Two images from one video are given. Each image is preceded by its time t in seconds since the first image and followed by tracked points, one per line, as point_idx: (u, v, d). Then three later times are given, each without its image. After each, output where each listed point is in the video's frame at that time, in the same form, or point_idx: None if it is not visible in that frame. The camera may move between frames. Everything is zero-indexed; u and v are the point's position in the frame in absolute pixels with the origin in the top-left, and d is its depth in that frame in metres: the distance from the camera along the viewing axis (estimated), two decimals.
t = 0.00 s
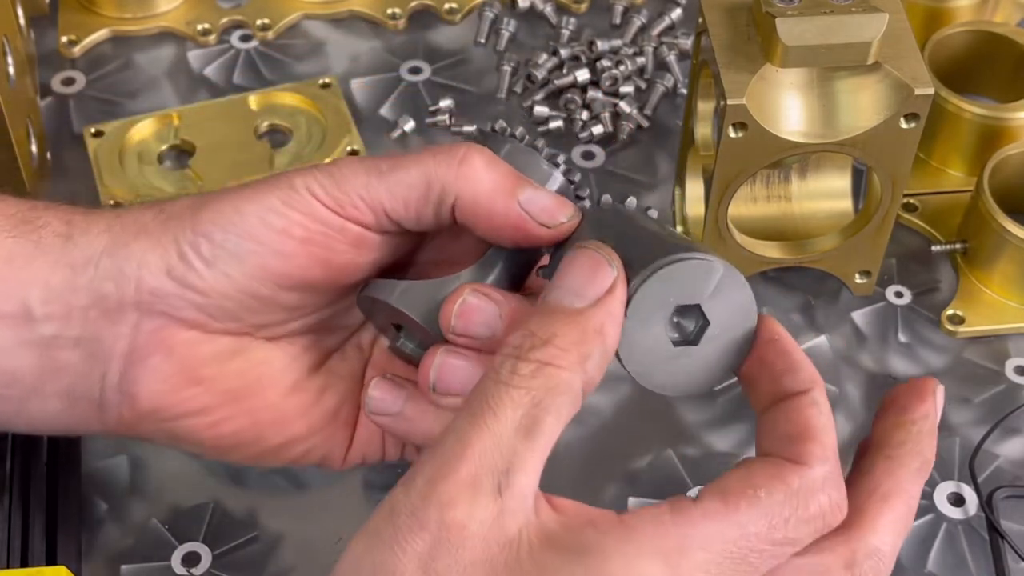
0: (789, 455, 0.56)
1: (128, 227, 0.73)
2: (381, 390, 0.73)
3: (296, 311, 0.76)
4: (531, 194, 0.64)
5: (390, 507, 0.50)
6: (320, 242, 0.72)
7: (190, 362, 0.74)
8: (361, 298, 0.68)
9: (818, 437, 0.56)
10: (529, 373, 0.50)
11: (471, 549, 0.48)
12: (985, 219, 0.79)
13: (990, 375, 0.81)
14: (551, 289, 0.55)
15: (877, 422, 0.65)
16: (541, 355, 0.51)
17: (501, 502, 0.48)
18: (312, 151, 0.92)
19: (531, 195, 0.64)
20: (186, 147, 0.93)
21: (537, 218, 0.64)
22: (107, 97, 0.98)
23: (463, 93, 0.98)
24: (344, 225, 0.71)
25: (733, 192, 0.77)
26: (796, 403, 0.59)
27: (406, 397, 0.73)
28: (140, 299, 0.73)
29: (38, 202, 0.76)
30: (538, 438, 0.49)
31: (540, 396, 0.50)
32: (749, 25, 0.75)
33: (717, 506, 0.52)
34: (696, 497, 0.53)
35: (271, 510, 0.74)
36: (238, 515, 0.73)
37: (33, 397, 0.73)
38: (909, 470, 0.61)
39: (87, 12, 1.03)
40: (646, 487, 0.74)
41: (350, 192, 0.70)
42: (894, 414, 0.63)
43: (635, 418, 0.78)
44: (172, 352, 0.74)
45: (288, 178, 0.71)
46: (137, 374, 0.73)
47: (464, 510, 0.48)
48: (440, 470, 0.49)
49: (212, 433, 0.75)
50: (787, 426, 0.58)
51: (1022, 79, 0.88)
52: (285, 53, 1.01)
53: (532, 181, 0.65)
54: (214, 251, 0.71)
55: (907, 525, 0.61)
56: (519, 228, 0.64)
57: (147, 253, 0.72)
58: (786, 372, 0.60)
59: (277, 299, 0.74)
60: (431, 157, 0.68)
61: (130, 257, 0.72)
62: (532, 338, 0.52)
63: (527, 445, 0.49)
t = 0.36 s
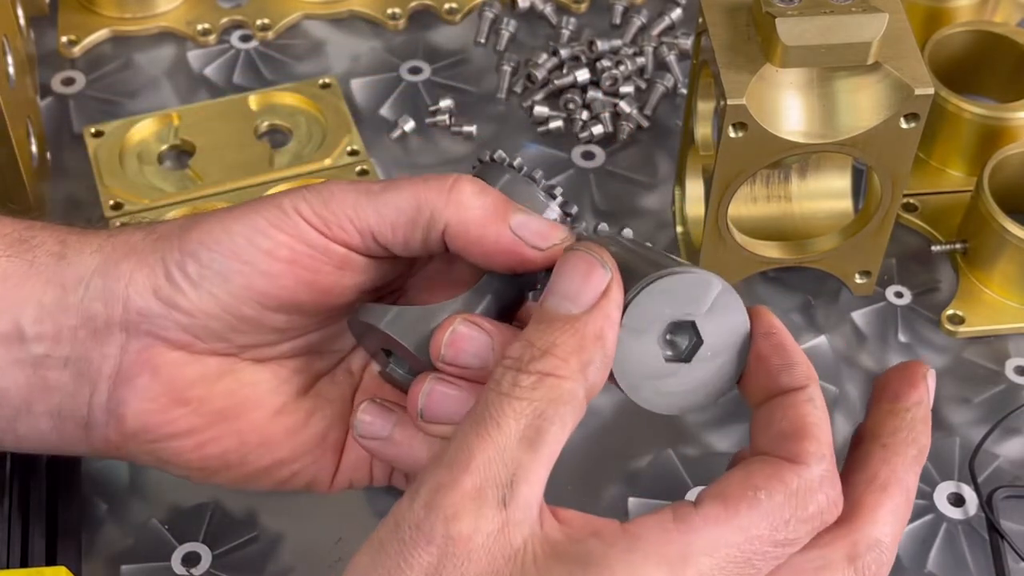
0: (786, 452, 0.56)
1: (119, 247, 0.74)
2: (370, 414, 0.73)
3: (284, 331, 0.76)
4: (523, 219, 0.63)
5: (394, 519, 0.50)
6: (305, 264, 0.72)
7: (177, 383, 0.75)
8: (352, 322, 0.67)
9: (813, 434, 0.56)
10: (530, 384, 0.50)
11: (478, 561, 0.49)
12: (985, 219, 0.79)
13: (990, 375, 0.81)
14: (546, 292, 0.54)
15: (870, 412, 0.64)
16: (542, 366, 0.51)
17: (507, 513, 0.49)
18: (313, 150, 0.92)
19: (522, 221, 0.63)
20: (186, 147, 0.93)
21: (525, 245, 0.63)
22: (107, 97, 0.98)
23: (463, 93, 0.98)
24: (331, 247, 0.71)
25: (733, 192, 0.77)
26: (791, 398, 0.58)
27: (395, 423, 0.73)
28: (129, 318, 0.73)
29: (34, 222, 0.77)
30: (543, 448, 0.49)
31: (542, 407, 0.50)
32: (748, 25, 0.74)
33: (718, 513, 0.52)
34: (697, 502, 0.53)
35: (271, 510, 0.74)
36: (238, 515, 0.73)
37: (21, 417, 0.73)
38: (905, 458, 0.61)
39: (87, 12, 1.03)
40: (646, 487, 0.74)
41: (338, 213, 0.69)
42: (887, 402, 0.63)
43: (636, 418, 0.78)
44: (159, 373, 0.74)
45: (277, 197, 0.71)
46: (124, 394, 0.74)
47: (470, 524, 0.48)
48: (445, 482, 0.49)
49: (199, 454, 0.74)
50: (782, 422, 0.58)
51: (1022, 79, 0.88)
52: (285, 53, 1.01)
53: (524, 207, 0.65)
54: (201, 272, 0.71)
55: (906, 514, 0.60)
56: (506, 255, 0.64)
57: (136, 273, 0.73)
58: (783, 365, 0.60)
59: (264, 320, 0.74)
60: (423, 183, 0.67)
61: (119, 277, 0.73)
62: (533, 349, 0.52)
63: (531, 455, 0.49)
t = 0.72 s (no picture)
0: (777, 469, 0.57)
1: (105, 216, 0.74)
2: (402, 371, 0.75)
3: (267, 294, 0.76)
4: (490, 179, 0.61)
5: (393, 522, 0.50)
6: (280, 230, 0.71)
7: (174, 351, 0.76)
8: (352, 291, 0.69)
9: (805, 452, 0.57)
10: (533, 393, 0.50)
11: (476, 567, 0.49)
12: (985, 219, 0.79)
13: (990, 375, 0.81)
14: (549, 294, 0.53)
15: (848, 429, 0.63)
16: (546, 372, 0.50)
17: (506, 522, 0.49)
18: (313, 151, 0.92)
19: (492, 180, 0.61)
20: (186, 147, 0.93)
21: (496, 204, 0.62)
22: (107, 97, 0.98)
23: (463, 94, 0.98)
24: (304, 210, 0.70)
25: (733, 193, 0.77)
26: (785, 418, 0.59)
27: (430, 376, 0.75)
28: (118, 289, 0.74)
29: (25, 191, 0.77)
30: (544, 457, 0.49)
31: (544, 415, 0.50)
32: (749, 25, 0.75)
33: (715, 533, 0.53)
34: (693, 520, 0.54)
35: (271, 510, 0.74)
36: (238, 515, 0.73)
37: (28, 387, 0.75)
38: (890, 477, 0.60)
39: (87, 12, 1.03)
40: (646, 487, 0.74)
41: (305, 177, 0.68)
42: (869, 420, 0.62)
43: (636, 418, 0.78)
44: (154, 342, 0.75)
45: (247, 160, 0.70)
46: (123, 364, 0.75)
47: (469, 530, 0.49)
48: (445, 487, 0.49)
49: (203, 416, 0.77)
50: (774, 441, 0.58)
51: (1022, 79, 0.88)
52: (285, 53, 1.01)
53: (498, 163, 0.62)
54: (182, 244, 0.72)
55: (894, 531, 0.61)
56: (477, 215, 0.63)
57: (120, 244, 0.73)
58: (773, 385, 0.60)
59: (255, 285, 0.75)
60: (386, 141, 0.65)
61: (105, 248, 0.73)
62: (536, 355, 0.51)
63: (532, 463, 0.49)
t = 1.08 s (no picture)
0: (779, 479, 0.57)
1: (108, 219, 0.73)
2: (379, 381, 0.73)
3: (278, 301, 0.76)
4: (516, 183, 0.61)
5: (408, 529, 0.51)
6: (298, 242, 0.71)
7: (176, 355, 0.76)
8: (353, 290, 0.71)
9: (806, 462, 0.57)
10: (545, 405, 0.50)
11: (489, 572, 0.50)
12: (985, 219, 0.79)
13: (990, 375, 0.81)
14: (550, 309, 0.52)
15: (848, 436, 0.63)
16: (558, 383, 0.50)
17: (519, 528, 0.49)
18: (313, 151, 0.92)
19: (518, 187, 0.61)
20: (186, 147, 0.93)
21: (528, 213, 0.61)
22: (107, 97, 0.98)
23: (463, 94, 0.98)
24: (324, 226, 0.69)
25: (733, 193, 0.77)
26: (785, 429, 0.59)
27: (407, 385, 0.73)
28: (124, 295, 0.74)
29: (18, 189, 0.76)
30: (557, 466, 0.50)
31: (557, 426, 0.50)
32: (749, 25, 0.74)
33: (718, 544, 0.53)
34: (698, 529, 0.54)
35: (271, 509, 0.74)
36: (239, 515, 0.73)
37: (23, 385, 0.75)
38: (889, 484, 0.60)
39: (87, 12, 1.03)
40: (646, 488, 0.74)
41: (327, 194, 0.67)
42: (866, 429, 0.62)
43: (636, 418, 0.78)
44: (158, 346, 0.75)
45: (264, 176, 0.69)
46: (125, 367, 0.75)
47: (482, 537, 0.49)
48: (460, 496, 0.49)
49: (203, 421, 0.76)
50: (775, 451, 0.58)
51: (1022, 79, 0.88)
52: (285, 53, 1.01)
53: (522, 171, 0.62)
54: (194, 249, 0.71)
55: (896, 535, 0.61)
56: (511, 224, 0.62)
57: (126, 248, 0.72)
58: (773, 399, 0.60)
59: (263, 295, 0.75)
60: (411, 167, 0.64)
61: (110, 251, 0.73)
62: (545, 370, 0.51)
63: (545, 472, 0.49)
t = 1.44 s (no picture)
0: (768, 472, 0.57)
1: (100, 203, 0.73)
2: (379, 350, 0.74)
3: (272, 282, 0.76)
4: (501, 171, 0.59)
5: (406, 536, 0.51)
6: (290, 223, 0.70)
7: (178, 336, 0.76)
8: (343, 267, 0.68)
9: (795, 455, 0.57)
10: (542, 413, 0.51)
11: None
12: (985, 219, 0.79)
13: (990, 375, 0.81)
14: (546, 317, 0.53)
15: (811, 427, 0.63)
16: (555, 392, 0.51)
17: (517, 534, 0.50)
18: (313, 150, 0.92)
19: (503, 172, 0.59)
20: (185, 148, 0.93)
21: (512, 200, 0.59)
22: (107, 97, 0.98)
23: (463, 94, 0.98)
24: (313, 205, 0.68)
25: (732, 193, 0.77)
26: (772, 422, 0.59)
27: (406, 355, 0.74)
28: (122, 280, 0.74)
29: (11, 171, 0.76)
30: (553, 473, 0.50)
31: (552, 433, 0.50)
32: (749, 25, 0.74)
33: (711, 542, 0.53)
34: (689, 529, 0.55)
35: (271, 510, 0.74)
36: (239, 516, 0.73)
37: (29, 368, 0.75)
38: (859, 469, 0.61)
39: (87, 12, 1.03)
40: (646, 488, 0.74)
41: (313, 173, 0.66)
42: (828, 418, 0.62)
43: (636, 418, 0.78)
44: (159, 330, 0.76)
45: (251, 152, 0.68)
46: (127, 350, 0.76)
47: (479, 543, 0.49)
48: (458, 501, 0.49)
49: (210, 399, 0.78)
50: (765, 443, 0.58)
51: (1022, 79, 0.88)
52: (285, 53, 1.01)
53: (511, 153, 0.60)
54: (187, 235, 0.71)
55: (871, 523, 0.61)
56: (493, 208, 0.61)
57: (120, 234, 0.72)
58: (765, 389, 0.59)
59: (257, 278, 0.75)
60: (395, 138, 0.62)
61: (105, 236, 0.72)
62: (541, 379, 0.52)
63: (542, 478, 0.50)
